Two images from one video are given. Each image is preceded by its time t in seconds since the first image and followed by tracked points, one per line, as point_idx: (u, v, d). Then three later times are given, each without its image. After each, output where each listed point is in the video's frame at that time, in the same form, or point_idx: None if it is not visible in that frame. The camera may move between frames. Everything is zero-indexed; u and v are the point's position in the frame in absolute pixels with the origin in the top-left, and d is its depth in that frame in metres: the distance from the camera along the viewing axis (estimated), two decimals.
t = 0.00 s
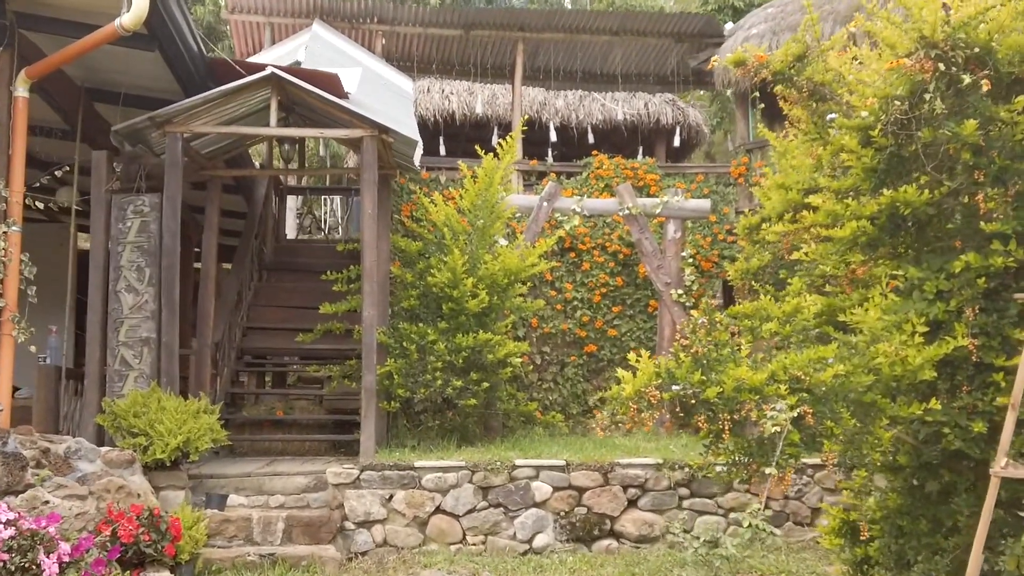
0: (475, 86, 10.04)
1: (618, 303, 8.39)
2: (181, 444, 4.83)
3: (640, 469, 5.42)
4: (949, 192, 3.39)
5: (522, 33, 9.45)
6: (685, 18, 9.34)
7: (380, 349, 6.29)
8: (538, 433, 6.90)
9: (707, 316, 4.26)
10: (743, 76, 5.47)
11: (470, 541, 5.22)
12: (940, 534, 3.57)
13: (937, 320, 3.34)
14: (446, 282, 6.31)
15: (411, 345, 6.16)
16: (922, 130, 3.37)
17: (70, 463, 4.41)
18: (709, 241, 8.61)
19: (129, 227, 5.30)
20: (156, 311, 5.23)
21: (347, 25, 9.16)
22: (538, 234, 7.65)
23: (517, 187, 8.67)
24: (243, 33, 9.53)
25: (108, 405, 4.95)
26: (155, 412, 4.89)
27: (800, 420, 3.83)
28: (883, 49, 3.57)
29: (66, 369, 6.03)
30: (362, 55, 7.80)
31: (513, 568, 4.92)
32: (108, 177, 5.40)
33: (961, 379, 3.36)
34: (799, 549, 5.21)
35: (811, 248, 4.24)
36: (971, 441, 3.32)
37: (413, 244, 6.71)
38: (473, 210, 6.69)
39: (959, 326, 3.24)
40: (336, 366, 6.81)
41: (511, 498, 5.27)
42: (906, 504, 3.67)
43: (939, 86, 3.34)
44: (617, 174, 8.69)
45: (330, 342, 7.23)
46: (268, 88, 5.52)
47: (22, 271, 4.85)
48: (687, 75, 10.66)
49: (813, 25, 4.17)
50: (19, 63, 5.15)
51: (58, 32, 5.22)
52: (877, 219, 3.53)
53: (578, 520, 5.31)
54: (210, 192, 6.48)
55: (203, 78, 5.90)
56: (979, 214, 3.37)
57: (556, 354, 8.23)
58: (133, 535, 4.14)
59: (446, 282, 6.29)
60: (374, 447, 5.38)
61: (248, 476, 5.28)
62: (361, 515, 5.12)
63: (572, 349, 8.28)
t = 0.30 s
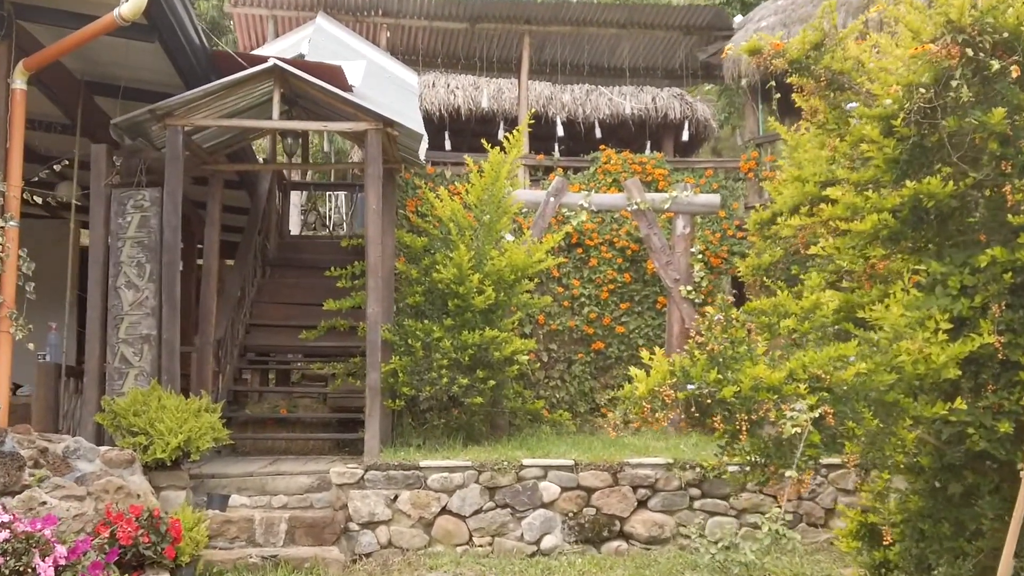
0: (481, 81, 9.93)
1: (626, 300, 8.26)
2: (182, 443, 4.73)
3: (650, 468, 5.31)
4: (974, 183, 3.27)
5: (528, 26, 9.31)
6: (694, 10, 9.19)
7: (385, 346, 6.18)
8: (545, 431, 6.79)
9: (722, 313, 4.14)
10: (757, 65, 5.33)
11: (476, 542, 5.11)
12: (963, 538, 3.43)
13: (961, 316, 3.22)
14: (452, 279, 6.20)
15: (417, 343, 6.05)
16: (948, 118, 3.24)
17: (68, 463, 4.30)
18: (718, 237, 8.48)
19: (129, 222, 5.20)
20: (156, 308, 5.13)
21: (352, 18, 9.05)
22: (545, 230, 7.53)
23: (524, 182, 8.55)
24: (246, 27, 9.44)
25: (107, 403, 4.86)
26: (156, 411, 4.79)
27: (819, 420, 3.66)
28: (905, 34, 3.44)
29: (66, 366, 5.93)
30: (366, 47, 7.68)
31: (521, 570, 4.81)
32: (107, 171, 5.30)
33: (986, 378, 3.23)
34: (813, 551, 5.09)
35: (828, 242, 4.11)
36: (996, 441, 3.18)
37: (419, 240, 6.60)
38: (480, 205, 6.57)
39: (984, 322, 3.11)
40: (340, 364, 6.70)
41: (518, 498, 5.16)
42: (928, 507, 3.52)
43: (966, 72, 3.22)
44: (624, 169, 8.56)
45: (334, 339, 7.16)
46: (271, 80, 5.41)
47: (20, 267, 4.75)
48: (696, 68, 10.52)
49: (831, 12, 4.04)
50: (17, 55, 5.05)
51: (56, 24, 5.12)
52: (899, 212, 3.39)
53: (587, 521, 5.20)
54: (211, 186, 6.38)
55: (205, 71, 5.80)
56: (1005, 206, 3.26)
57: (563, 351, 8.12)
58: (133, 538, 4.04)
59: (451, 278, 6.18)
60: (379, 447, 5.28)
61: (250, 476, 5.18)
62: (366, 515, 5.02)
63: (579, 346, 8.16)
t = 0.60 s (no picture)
0: (486, 77, 9.82)
1: (634, 299, 8.15)
2: (182, 447, 4.64)
3: (659, 472, 5.21)
4: (1000, 182, 3.15)
5: (534, 21, 9.19)
6: (703, 4, 9.11)
7: (389, 347, 6.08)
8: (552, 433, 6.69)
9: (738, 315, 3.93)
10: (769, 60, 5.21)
11: (482, 548, 5.01)
12: (985, 548, 3.28)
13: (984, 319, 3.09)
14: (458, 278, 6.10)
15: (421, 344, 5.98)
16: (974, 114, 3.13)
17: (66, 467, 4.23)
18: (727, 235, 8.37)
19: (128, 221, 5.12)
20: (156, 308, 5.04)
21: (355, 14, 8.95)
22: (552, 228, 7.43)
23: (530, 179, 8.44)
24: (249, 23, 9.35)
25: (106, 406, 4.77)
26: (156, 414, 4.70)
27: (838, 428, 3.51)
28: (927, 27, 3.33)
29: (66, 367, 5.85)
30: (371, 44, 7.58)
31: None
32: (107, 169, 5.22)
33: (1010, 384, 3.08)
34: (826, 558, 4.98)
35: (844, 243, 4.00)
36: (1021, 450, 3.03)
37: (423, 239, 6.49)
38: (485, 203, 6.45)
39: (1009, 325, 2.97)
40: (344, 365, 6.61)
41: (524, 503, 5.06)
42: (948, 516, 3.37)
43: (992, 66, 3.13)
44: (632, 167, 8.44)
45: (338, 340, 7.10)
46: (273, 77, 5.31)
47: (17, 267, 4.67)
48: (704, 64, 10.39)
49: (848, 5, 3.93)
50: (14, 51, 4.97)
51: (55, 19, 5.03)
52: (921, 212, 3.28)
53: (595, 526, 5.11)
54: (213, 185, 6.29)
55: (206, 67, 5.71)
56: None
57: (570, 351, 8.03)
58: (132, 545, 3.95)
59: (457, 278, 6.08)
60: (383, 450, 5.19)
61: (252, 480, 5.06)
62: (369, 520, 4.93)
63: (586, 346, 8.06)
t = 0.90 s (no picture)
0: (492, 73, 9.73)
1: (642, 298, 8.06)
2: (183, 449, 4.56)
3: (669, 475, 5.12)
4: None
5: (541, 17, 9.07)
6: None
7: (395, 347, 5.98)
8: (559, 433, 6.60)
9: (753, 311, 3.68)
10: (782, 54, 5.09)
11: (489, 552, 4.92)
12: (1009, 556, 3.13)
13: (1008, 320, 3.00)
14: (464, 277, 6.00)
15: (427, 343, 5.86)
16: (1000, 108, 3.03)
17: (67, 470, 4.17)
18: (736, 233, 8.25)
19: (129, 219, 5.03)
20: (158, 308, 4.96)
21: (360, 9, 8.86)
22: (559, 226, 7.34)
23: (537, 176, 8.34)
24: (253, 19, 9.27)
25: (107, 407, 4.69)
26: (157, 415, 4.63)
27: (858, 434, 3.30)
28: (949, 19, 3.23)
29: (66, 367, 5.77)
30: (376, 40, 7.49)
31: None
32: (107, 166, 5.14)
33: None
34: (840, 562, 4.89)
35: (862, 242, 3.91)
36: None
37: (429, 237, 6.40)
38: (492, 201, 6.35)
39: None
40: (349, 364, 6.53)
41: (532, 506, 4.97)
42: (971, 522, 3.22)
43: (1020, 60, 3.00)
44: (640, 164, 8.34)
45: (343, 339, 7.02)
46: (276, 72, 5.21)
47: (16, 266, 4.60)
48: (712, 60, 10.27)
49: None
50: (13, 46, 4.89)
51: (54, 14, 4.95)
52: (943, 209, 3.19)
53: (604, 530, 5.02)
54: (216, 182, 6.21)
55: (209, 63, 5.62)
56: None
57: (577, 350, 7.93)
58: (132, 549, 3.88)
59: (463, 276, 5.97)
60: (388, 452, 5.11)
61: (256, 482, 4.99)
62: (374, 523, 4.84)
63: (593, 345, 7.97)
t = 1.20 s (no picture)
0: (498, 68, 9.63)
1: (650, 294, 7.97)
2: (185, 448, 4.48)
3: (680, 474, 5.02)
4: None
5: (548, 9, 8.90)
6: None
7: (400, 344, 5.91)
8: (567, 431, 6.51)
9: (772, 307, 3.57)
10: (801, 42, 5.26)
11: (497, 552, 4.83)
12: None
13: None
14: (470, 273, 5.90)
15: (432, 340, 5.80)
16: None
17: (67, 469, 4.13)
18: (746, 228, 8.16)
19: (130, 214, 4.94)
20: (159, 304, 4.88)
21: (365, 2, 8.78)
22: (566, 221, 7.24)
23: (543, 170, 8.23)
24: (257, 13, 9.19)
25: (107, 404, 4.62)
26: (158, 413, 4.55)
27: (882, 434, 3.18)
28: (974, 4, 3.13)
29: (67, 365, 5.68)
30: (380, 33, 7.38)
31: None
32: (108, 160, 5.05)
33: None
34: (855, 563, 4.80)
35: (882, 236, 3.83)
36: None
37: (435, 232, 6.31)
38: (499, 196, 6.25)
39: None
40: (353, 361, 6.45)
41: (540, 505, 4.88)
42: (994, 524, 3.07)
43: None
44: (648, 158, 8.22)
45: (347, 336, 6.91)
46: (279, 64, 5.12)
47: (16, 261, 4.52)
48: (721, 53, 10.14)
49: None
50: (11, 38, 4.80)
51: (53, 5, 4.87)
52: (967, 201, 3.09)
53: (614, 530, 4.93)
54: (219, 177, 6.12)
55: (211, 56, 5.53)
56: None
57: (584, 347, 7.83)
58: (132, 550, 3.79)
59: (469, 272, 5.88)
60: (393, 450, 5.02)
61: (259, 481, 4.91)
62: (380, 523, 4.75)
63: (601, 342, 7.88)
